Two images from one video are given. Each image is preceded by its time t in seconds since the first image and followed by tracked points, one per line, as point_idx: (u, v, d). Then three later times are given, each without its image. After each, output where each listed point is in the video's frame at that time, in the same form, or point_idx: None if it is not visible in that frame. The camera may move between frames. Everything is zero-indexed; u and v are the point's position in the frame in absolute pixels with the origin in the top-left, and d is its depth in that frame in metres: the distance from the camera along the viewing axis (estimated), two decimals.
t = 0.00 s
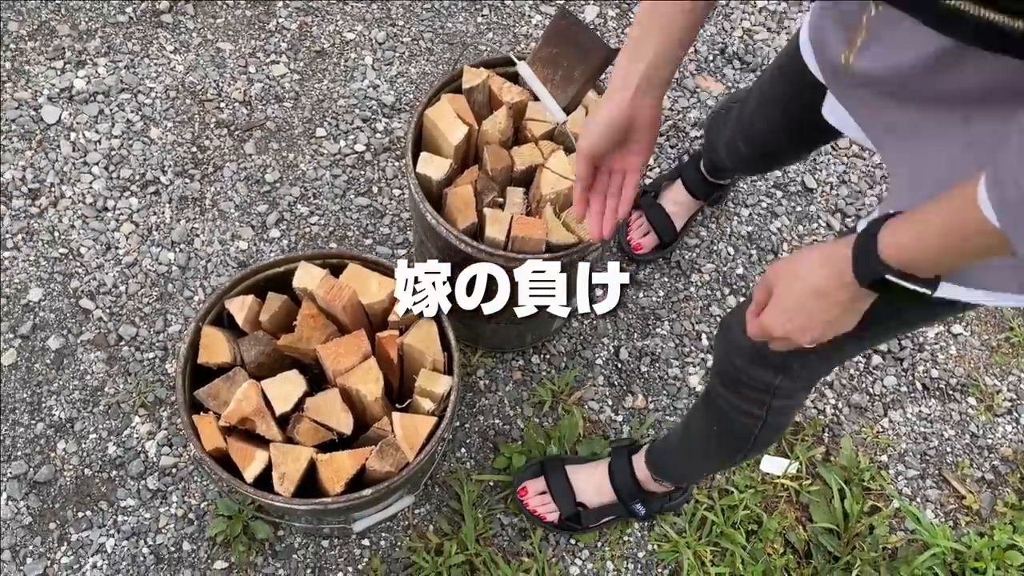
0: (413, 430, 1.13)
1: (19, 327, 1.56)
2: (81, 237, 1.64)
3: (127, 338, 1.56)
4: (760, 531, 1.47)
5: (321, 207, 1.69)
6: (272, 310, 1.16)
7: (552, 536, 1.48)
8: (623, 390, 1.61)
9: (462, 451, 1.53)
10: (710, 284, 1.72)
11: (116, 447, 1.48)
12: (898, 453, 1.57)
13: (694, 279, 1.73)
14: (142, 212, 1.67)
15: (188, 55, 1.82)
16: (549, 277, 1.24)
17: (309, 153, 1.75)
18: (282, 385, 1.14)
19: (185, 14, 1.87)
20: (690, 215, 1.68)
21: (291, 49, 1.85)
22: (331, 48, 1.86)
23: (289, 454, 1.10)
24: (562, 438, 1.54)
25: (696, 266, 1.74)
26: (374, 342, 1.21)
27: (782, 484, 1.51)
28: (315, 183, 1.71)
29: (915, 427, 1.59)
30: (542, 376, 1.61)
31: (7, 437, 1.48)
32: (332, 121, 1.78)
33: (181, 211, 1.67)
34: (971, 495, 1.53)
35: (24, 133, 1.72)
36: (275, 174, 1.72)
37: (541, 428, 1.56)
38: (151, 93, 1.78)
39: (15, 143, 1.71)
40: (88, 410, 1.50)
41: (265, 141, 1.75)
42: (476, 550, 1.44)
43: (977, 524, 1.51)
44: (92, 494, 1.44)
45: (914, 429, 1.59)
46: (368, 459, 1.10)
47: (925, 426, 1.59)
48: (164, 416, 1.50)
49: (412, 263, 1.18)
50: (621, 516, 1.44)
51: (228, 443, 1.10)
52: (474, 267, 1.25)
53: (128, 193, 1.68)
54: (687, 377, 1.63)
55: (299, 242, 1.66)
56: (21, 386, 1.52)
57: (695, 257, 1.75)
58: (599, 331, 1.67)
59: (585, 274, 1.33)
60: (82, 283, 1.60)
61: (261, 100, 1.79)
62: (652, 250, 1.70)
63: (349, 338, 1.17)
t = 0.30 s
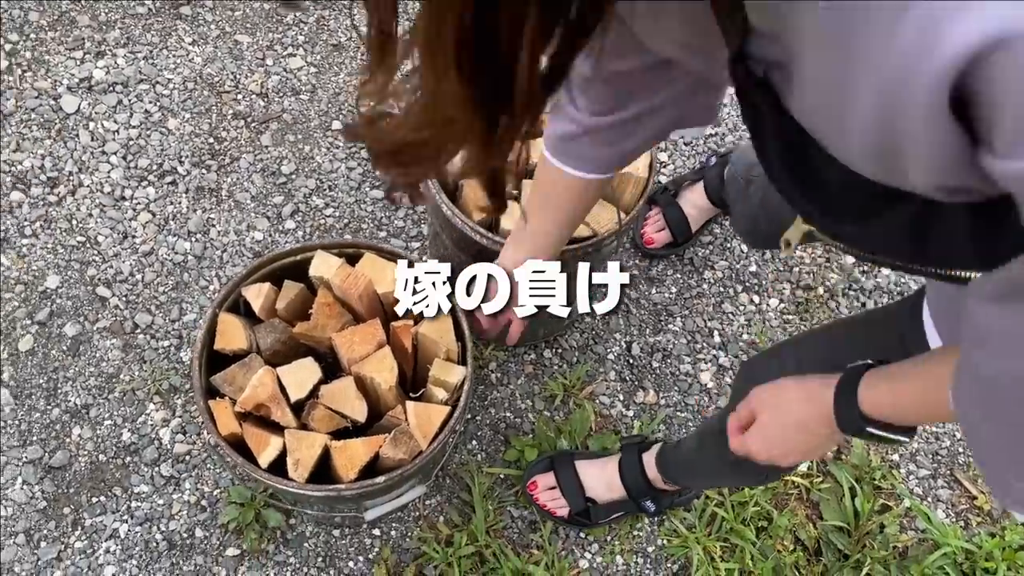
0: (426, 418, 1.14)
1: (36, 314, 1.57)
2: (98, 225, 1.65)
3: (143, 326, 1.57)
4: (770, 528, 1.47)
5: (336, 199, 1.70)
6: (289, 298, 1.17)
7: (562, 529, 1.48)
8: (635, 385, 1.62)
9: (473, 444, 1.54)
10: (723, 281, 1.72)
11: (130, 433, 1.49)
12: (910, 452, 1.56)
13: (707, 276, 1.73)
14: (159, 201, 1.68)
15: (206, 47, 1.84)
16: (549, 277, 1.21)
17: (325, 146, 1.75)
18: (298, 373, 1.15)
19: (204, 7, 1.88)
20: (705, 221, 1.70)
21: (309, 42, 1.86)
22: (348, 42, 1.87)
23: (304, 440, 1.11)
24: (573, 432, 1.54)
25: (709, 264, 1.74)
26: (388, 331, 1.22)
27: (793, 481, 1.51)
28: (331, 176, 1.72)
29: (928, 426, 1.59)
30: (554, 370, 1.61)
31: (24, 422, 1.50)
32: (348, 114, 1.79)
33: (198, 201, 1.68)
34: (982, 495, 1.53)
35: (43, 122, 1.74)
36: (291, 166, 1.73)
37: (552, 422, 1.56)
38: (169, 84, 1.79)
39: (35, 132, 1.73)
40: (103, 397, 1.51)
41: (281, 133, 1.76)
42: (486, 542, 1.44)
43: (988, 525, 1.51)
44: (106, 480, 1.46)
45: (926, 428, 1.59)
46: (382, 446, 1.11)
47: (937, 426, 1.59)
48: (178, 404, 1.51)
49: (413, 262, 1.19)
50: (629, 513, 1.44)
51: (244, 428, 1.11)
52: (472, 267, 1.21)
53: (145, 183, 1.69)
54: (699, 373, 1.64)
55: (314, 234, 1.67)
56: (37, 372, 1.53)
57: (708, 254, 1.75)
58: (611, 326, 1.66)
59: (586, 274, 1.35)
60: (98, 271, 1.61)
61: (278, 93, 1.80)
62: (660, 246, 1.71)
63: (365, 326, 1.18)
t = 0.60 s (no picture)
0: (441, 415, 1.14)
1: (52, 310, 1.58)
2: (114, 223, 1.66)
3: (158, 322, 1.58)
4: (783, 532, 1.47)
5: (351, 199, 1.71)
6: (305, 295, 1.18)
7: (574, 530, 1.48)
8: (647, 388, 1.61)
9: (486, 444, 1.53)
10: (736, 285, 1.72)
11: (144, 429, 1.49)
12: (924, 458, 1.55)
13: (721, 280, 1.73)
14: (175, 200, 1.69)
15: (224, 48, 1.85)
16: (549, 278, 1.23)
17: (340, 146, 1.76)
18: (313, 368, 1.16)
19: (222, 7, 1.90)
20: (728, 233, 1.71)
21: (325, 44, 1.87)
22: (364, 44, 1.88)
23: (319, 435, 1.12)
24: (585, 433, 1.54)
25: (723, 268, 1.74)
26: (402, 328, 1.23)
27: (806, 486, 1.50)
28: (346, 176, 1.73)
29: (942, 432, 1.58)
30: (567, 372, 1.61)
31: (39, 417, 1.50)
32: (363, 115, 1.80)
33: (214, 200, 1.69)
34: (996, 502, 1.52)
35: (62, 120, 1.75)
36: (306, 166, 1.73)
37: (564, 423, 1.56)
38: (186, 83, 1.80)
39: (53, 129, 1.74)
40: (118, 393, 1.52)
41: (297, 133, 1.77)
42: (498, 542, 1.44)
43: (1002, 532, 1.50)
44: (120, 475, 1.46)
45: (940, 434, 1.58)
46: (396, 443, 1.12)
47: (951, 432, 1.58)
48: (192, 401, 1.52)
49: (413, 262, 1.19)
50: (642, 515, 1.44)
51: (259, 423, 1.12)
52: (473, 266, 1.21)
53: (162, 181, 1.70)
54: (712, 377, 1.63)
55: (329, 233, 1.67)
56: (52, 367, 1.54)
57: (722, 258, 1.75)
58: (624, 328, 1.66)
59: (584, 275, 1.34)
60: (114, 268, 1.62)
61: (294, 93, 1.81)
62: (677, 246, 1.72)
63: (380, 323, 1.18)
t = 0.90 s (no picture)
0: (454, 421, 1.15)
1: (68, 316, 1.60)
2: (130, 231, 1.68)
3: (172, 329, 1.59)
4: (794, 544, 1.47)
5: (364, 209, 1.72)
6: (321, 302, 1.20)
7: (584, 540, 1.48)
8: (658, 398, 1.62)
9: (497, 453, 1.54)
10: (747, 296, 1.73)
11: (158, 436, 1.50)
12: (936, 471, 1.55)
13: (732, 291, 1.73)
14: (190, 208, 1.71)
15: (240, 59, 1.87)
16: (550, 278, 1.10)
17: (354, 156, 1.78)
18: (328, 374, 1.17)
19: (238, 20, 1.92)
20: (739, 245, 1.72)
21: (340, 56, 1.89)
22: (378, 56, 1.90)
23: (334, 441, 1.13)
24: (596, 443, 1.54)
25: (734, 279, 1.75)
26: (416, 335, 1.24)
27: (817, 498, 1.50)
28: (359, 186, 1.74)
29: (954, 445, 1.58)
30: (578, 382, 1.62)
31: (54, 423, 1.51)
32: (377, 126, 1.81)
33: (229, 209, 1.71)
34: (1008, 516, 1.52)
35: (79, 129, 1.77)
36: (321, 176, 1.75)
37: (575, 433, 1.56)
38: (203, 94, 1.82)
39: (71, 138, 1.76)
40: (132, 399, 1.53)
41: (312, 143, 1.79)
42: (508, 551, 1.44)
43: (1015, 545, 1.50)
44: (134, 481, 1.47)
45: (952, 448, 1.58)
46: (410, 449, 1.13)
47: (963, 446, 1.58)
48: (205, 407, 1.53)
49: (413, 262, 1.20)
50: (653, 525, 1.44)
51: (274, 428, 1.13)
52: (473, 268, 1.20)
53: (178, 190, 1.72)
54: (723, 388, 1.64)
55: (343, 242, 1.69)
56: (68, 373, 1.55)
57: (732, 270, 1.76)
58: (635, 338, 1.67)
59: (584, 273, 1.24)
60: (130, 275, 1.64)
61: (309, 104, 1.83)
62: (689, 256, 1.73)
63: (394, 330, 1.19)
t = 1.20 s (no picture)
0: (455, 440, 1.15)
1: (72, 333, 1.60)
2: (135, 248, 1.69)
3: (175, 346, 1.59)
4: (797, 564, 1.46)
5: (368, 227, 1.73)
6: (324, 319, 1.20)
7: (585, 560, 1.47)
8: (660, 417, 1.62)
9: (498, 471, 1.54)
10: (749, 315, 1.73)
11: (160, 453, 1.50)
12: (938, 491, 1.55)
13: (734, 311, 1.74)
14: (195, 226, 1.72)
15: (246, 78, 1.88)
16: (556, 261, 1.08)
17: (358, 175, 1.79)
18: (330, 392, 1.17)
19: (244, 39, 1.93)
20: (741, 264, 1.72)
21: (345, 75, 1.91)
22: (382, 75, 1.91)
23: (335, 459, 1.13)
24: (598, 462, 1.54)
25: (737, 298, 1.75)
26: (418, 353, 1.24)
27: (819, 517, 1.50)
28: (363, 205, 1.75)
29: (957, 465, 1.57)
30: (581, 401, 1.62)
31: (57, 439, 1.52)
32: (381, 145, 1.83)
33: (233, 227, 1.72)
34: (1012, 536, 1.51)
35: (86, 147, 1.79)
36: (325, 195, 1.76)
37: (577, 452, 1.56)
38: (208, 112, 1.84)
39: (77, 156, 1.78)
40: (135, 416, 1.53)
41: (316, 162, 1.80)
42: (509, 570, 1.44)
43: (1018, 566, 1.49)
44: (135, 498, 1.47)
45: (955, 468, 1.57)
46: (411, 467, 1.13)
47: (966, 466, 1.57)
48: (207, 424, 1.53)
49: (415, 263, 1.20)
50: (655, 545, 1.43)
51: (276, 445, 1.13)
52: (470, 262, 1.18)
53: (182, 208, 1.73)
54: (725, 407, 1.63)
55: (346, 259, 1.70)
56: (71, 390, 1.56)
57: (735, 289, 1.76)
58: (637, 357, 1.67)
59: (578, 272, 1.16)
60: (134, 292, 1.65)
61: (314, 122, 1.84)
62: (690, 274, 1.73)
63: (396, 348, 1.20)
